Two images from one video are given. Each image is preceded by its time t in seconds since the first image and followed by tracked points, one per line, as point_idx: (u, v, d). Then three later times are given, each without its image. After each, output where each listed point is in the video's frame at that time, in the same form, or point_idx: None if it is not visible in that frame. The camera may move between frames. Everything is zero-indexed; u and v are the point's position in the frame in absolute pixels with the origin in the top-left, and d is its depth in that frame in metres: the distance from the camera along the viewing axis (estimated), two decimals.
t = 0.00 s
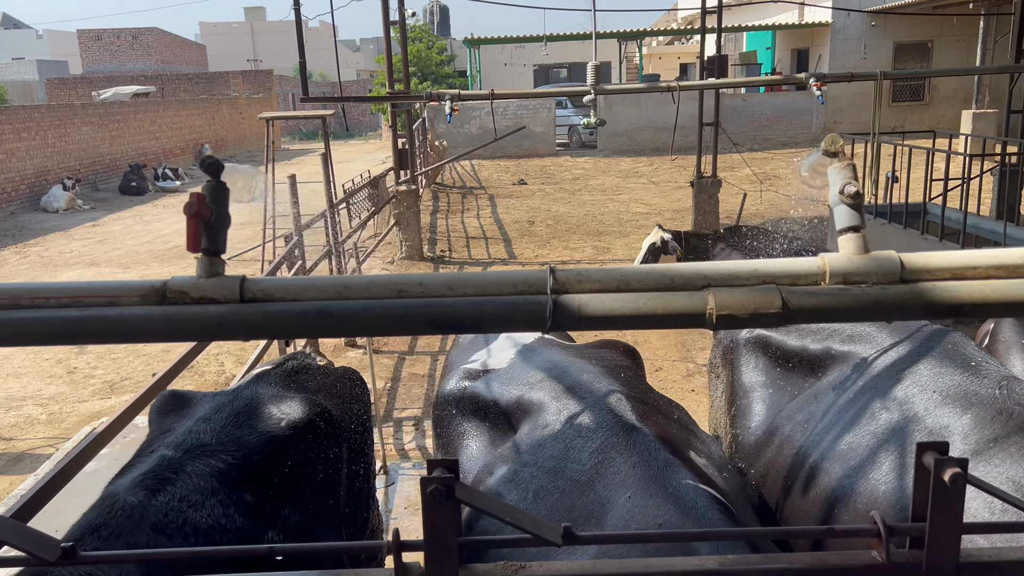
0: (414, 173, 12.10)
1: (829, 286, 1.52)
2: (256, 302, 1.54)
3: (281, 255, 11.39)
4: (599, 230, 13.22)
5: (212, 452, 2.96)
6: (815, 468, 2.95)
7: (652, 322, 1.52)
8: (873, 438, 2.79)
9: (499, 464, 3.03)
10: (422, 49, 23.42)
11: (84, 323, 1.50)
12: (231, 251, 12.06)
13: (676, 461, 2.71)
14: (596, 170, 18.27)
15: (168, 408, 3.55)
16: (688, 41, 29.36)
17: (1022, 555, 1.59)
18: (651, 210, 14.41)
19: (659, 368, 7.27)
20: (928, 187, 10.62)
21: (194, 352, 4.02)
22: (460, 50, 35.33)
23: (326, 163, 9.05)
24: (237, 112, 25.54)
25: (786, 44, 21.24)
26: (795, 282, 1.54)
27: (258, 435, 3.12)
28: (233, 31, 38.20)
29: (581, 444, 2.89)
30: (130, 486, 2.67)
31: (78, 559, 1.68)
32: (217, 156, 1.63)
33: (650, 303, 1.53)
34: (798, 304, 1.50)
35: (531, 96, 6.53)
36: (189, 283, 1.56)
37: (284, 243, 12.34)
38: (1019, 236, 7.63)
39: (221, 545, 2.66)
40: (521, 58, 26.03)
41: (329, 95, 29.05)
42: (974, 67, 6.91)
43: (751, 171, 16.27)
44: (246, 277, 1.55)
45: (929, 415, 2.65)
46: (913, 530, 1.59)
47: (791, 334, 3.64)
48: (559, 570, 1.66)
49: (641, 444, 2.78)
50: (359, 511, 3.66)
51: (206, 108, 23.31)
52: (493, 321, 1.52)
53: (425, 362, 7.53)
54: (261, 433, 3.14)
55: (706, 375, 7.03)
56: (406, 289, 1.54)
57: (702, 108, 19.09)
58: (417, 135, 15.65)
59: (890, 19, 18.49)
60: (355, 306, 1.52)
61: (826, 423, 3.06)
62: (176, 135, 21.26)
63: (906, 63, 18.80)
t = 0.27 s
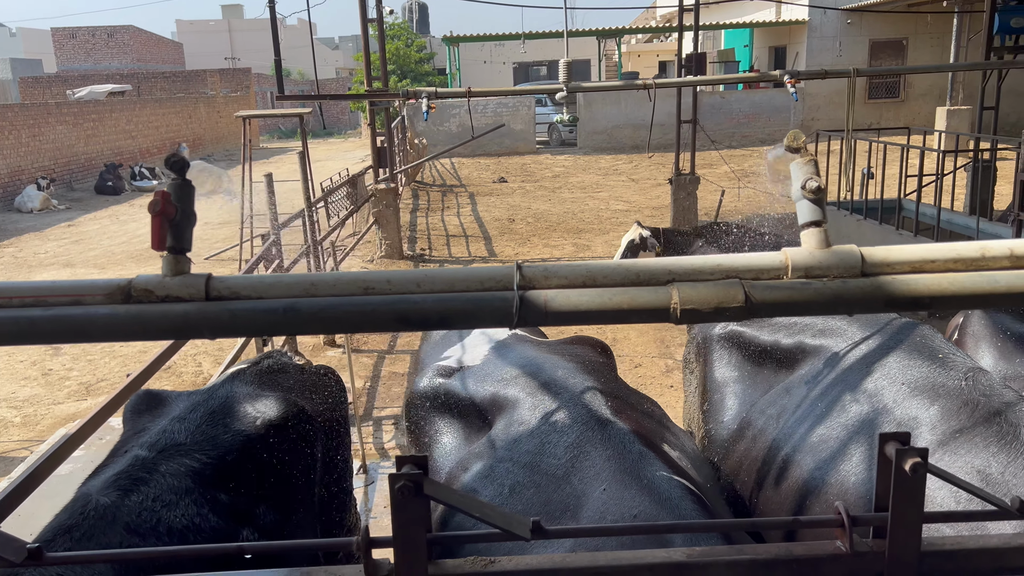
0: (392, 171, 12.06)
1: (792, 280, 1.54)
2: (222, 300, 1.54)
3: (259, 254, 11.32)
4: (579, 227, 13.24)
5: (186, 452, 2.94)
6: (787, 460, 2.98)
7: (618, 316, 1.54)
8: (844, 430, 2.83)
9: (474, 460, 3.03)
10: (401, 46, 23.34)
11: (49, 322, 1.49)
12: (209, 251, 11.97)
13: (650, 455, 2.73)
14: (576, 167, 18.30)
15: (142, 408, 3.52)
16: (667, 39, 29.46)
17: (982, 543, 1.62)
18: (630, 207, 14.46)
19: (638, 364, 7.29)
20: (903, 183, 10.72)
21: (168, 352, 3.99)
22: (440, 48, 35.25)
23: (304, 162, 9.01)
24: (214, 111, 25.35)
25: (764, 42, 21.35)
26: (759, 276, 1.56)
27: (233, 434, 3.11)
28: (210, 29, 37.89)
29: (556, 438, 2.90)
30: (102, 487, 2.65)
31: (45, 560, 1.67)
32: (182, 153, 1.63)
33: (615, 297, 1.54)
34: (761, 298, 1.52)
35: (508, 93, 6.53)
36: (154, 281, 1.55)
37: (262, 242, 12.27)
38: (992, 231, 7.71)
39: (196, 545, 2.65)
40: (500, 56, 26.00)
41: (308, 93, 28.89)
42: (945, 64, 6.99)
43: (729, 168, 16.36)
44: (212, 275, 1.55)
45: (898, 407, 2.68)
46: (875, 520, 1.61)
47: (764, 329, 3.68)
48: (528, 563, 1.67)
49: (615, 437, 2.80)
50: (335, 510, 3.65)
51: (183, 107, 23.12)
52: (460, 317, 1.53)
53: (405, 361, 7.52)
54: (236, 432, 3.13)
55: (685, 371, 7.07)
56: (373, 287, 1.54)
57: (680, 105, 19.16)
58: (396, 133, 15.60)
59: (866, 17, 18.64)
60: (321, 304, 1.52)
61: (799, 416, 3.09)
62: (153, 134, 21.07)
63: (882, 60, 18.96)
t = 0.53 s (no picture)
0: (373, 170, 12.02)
1: (754, 282, 1.55)
2: (184, 305, 1.54)
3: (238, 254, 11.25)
4: (560, 226, 13.26)
5: (158, 455, 2.92)
6: (761, 457, 3.01)
7: (582, 318, 1.54)
8: (817, 427, 2.85)
9: (450, 460, 3.03)
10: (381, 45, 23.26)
11: (10, 328, 1.48)
12: (188, 251, 11.88)
13: (626, 452, 2.74)
14: (557, 166, 18.32)
15: (115, 411, 3.49)
16: (648, 37, 29.54)
17: (946, 539, 1.61)
18: (611, 205, 14.49)
19: (618, 362, 7.31)
20: (880, 180, 10.81)
21: (142, 356, 3.96)
22: (421, 46, 35.16)
23: (282, 161, 8.96)
24: (193, 109, 25.16)
25: (743, 41, 21.47)
26: (722, 278, 1.57)
27: (206, 437, 3.09)
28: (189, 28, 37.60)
29: (532, 437, 2.91)
30: (73, 491, 2.63)
31: (8, 568, 1.66)
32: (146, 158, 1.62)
33: (579, 299, 1.55)
34: (723, 299, 1.53)
35: (485, 92, 6.54)
36: (117, 287, 1.54)
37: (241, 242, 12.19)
38: (967, 228, 7.78)
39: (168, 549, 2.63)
40: (482, 54, 25.98)
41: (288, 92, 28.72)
42: (918, 63, 7.06)
43: (709, 166, 16.43)
44: (175, 279, 1.54)
45: (869, 404, 2.71)
46: (840, 518, 1.61)
47: (738, 327, 3.70)
48: (494, 566, 1.66)
49: (591, 436, 2.81)
50: (310, 513, 3.63)
51: (162, 106, 22.93)
52: (425, 321, 1.53)
53: (385, 361, 7.50)
54: (210, 435, 3.11)
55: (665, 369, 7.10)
56: (337, 290, 1.54)
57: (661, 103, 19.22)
58: (376, 132, 15.55)
59: (843, 15, 18.79)
60: (285, 308, 1.52)
61: (772, 414, 3.11)
62: (131, 133, 20.88)
63: (859, 59, 19.12)
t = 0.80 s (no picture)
0: (356, 170, 11.97)
1: (725, 280, 1.56)
2: (154, 306, 1.52)
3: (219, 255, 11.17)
4: (544, 225, 13.27)
5: (133, 457, 2.90)
6: (740, 455, 3.02)
7: (555, 317, 1.54)
8: (794, 425, 2.87)
9: (429, 460, 3.03)
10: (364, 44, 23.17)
11: None
12: (169, 252, 11.79)
13: (604, 449, 2.75)
14: (541, 165, 18.32)
15: (91, 413, 3.46)
16: (631, 37, 29.60)
17: (919, 534, 1.62)
18: (595, 205, 14.50)
19: (602, 361, 7.32)
20: (861, 179, 10.87)
21: (120, 359, 3.92)
22: (404, 45, 35.10)
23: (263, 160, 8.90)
24: (175, 109, 24.96)
25: (726, 40, 21.54)
26: (694, 277, 1.57)
27: (183, 439, 3.07)
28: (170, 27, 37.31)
29: (512, 436, 2.90)
30: (46, 495, 2.61)
31: None
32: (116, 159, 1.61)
33: (553, 298, 1.55)
34: (696, 298, 1.54)
35: (465, 92, 6.54)
36: (86, 287, 1.53)
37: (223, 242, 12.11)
38: (947, 226, 7.84)
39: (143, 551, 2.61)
40: (465, 54, 25.93)
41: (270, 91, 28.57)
42: (896, 62, 7.12)
43: (692, 166, 16.47)
44: (145, 280, 1.53)
45: (844, 401, 2.73)
46: (812, 515, 1.62)
47: (718, 325, 3.71)
48: (470, 565, 1.65)
49: (570, 434, 2.82)
50: (290, 516, 3.61)
51: (142, 105, 22.73)
52: (398, 321, 1.53)
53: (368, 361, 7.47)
54: (187, 437, 3.09)
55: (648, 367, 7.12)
56: (308, 290, 1.53)
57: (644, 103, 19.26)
58: (359, 131, 15.49)
59: (825, 15, 18.90)
60: (256, 309, 1.52)
61: (751, 411, 3.13)
62: (111, 133, 20.70)
63: (841, 58, 19.23)
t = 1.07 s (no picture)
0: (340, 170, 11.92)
1: (707, 278, 1.57)
2: (133, 306, 1.51)
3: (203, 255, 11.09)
4: (530, 225, 13.27)
5: (113, 460, 2.88)
6: (724, 454, 3.03)
7: (537, 315, 1.54)
8: (776, 423, 2.88)
9: (413, 461, 3.02)
10: (349, 44, 23.08)
11: None
12: (152, 253, 11.70)
13: (587, 448, 2.75)
14: (527, 166, 18.32)
15: (71, 416, 3.42)
16: (616, 38, 29.66)
17: (900, 530, 1.62)
18: (581, 205, 14.52)
19: (587, 361, 7.32)
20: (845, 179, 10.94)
21: (99, 361, 3.88)
22: (388, 46, 35.02)
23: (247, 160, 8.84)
24: (157, 109, 24.77)
25: (710, 41, 21.62)
26: (675, 275, 1.58)
27: (164, 441, 3.05)
28: (152, 26, 37.04)
29: (496, 436, 2.90)
30: (24, 498, 2.58)
31: None
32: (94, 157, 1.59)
33: (535, 297, 1.55)
34: (677, 296, 1.54)
35: (450, 91, 6.53)
36: (63, 287, 1.52)
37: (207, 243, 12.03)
38: (929, 226, 7.89)
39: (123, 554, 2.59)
40: (450, 54, 25.90)
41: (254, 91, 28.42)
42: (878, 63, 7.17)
43: (677, 166, 16.52)
44: (124, 280, 1.52)
45: (826, 399, 2.75)
46: (794, 512, 1.62)
47: (702, 324, 3.72)
48: (453, 565, 1.64)
49: (554, 434, 2.81)
50: (273, 518, 3.59)
51: (124, 105, 22.55)
52: (379, 320, 1.52)
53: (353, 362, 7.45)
54: (168, 439, 3.07)
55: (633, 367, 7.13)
56: (289, 290, 1.53)
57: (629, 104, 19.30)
58: (344, 132, 15.44)
59: (808, 17, 19.01)
60: (236, 309, 1.50)
61: (734, 410, 3.14)
62: (93, 134, 20.51)
63: (824, 59, 19.34)
